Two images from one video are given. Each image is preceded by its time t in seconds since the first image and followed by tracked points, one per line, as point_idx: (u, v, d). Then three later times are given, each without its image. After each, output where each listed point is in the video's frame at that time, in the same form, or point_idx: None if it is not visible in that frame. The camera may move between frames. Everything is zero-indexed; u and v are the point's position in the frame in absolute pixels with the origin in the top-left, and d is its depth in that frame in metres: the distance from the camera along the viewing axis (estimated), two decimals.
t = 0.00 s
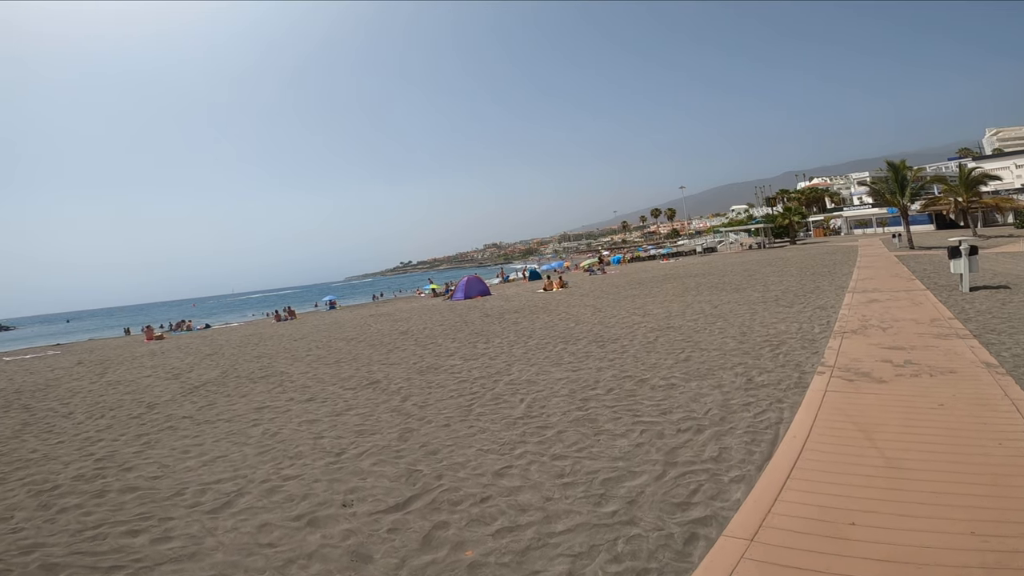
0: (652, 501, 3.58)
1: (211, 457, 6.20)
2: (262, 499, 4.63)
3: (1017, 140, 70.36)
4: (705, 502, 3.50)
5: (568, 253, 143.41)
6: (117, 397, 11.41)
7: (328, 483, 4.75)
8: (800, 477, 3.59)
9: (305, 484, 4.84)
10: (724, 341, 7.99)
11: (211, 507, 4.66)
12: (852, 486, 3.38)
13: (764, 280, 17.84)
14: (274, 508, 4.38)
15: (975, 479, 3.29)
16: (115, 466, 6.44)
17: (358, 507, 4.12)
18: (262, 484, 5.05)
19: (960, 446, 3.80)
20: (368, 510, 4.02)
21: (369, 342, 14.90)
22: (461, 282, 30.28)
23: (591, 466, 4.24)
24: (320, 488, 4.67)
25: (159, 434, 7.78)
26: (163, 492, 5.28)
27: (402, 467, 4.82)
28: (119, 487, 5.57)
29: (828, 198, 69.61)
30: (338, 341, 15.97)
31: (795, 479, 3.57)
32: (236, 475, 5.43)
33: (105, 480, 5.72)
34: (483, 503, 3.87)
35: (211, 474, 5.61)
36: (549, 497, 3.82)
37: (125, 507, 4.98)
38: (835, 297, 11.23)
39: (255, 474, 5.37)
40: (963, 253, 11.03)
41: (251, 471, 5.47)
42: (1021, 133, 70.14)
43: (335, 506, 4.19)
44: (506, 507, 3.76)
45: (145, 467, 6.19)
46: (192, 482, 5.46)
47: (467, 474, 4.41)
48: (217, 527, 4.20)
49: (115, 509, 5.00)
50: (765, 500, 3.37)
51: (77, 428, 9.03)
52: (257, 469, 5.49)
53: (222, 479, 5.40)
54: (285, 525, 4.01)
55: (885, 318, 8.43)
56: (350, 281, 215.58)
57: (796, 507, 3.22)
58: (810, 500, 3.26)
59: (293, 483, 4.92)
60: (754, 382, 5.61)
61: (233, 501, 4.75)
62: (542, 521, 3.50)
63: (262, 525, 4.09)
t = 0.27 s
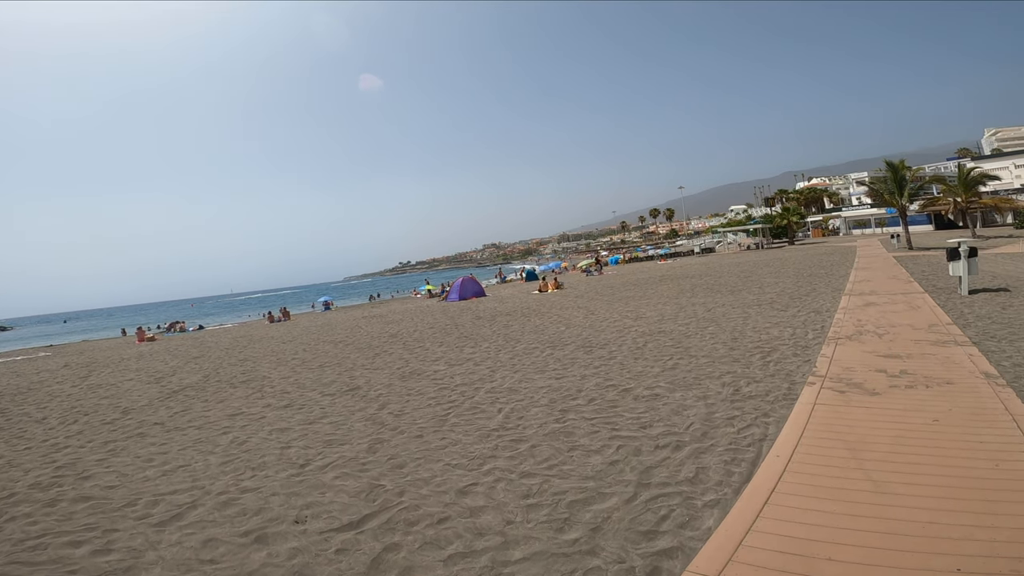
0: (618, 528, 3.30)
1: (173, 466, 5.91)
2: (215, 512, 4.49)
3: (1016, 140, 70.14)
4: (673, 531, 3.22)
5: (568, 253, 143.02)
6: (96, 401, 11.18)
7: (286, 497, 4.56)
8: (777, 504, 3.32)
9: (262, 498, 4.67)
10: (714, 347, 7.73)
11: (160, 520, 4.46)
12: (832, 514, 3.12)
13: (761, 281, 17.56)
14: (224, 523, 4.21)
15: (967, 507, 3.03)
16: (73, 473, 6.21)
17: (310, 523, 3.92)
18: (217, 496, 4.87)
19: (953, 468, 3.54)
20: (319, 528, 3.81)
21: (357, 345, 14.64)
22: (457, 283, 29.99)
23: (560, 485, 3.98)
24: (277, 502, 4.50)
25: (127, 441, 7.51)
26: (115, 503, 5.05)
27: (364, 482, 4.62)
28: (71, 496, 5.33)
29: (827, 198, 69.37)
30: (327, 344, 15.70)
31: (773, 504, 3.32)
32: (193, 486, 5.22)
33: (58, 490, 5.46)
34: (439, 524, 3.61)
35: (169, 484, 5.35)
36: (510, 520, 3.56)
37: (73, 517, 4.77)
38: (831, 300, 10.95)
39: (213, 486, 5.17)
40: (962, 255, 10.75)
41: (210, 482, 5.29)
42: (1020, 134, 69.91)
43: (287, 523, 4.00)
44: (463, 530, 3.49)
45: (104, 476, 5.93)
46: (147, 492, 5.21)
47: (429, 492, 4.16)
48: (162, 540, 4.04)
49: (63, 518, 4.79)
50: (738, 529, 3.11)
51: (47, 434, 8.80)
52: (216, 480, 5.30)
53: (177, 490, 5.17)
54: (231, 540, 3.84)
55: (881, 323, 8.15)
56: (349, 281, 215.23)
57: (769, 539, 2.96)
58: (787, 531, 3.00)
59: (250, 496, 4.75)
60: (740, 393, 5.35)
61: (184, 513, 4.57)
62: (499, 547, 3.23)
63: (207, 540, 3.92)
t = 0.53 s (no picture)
0: (590, 556, 3.01)
1: (135, 474, 5.80)
2: (167, 524, 4.33)
3: (1016, 140, 69.92)
4: (650, 559, 2.92)
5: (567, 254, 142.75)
6: (77, 405, 10.99)
7: (244, 509, 4.40)
8: (766, 529, 3.03)
9: (219, 509, 4.51)
10: (708, 352, 7.46)
11: (109, 530, 4.31)
12: (826, 541, 2.84)
13: (759, 283, 17.28)
14: (173, 536, 4.06)
15: (975, 533, 2.75)
16: (34, 479, 6.05)
17: (264, 539, 3.76)
18: (174, 507, 4.71)
19: (960, 487, 3.25)
20: (273, 544, 3.63)
21: (347, 348, 14.38)
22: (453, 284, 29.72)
23: (534, 503, 3.70)
24: (234, 513, 4.35)
25: (96, 446, 7.34)
26: (69, 511, 4.87)
27: (328, 495, 4.44)
28: (26, 503, 5.18)
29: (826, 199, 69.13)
30: (317, 347, 15.45)
31: (762, 529, 3.04)
32: (151, 495, 5.07)
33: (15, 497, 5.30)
34: (399, 546, 3.35)
35: (127, 493, 5.22)
36: (474, 542, 3.28)
37: (22, 525, 4.60)
38: (831, 302, 10.67)
39: (172, 496, 5.01)
40: (964, 256, 10.46)
41: (168, 492, 5.12)
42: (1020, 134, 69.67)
43: (240, 538, 3.84)
44: (423, 553, 3.23)
45: (65, 483, 5.77)
46: (102, 501, 5.04)
47: (394, 508, 3.92)
48: (106, 552, 3.92)
49: (12, 526, 4.61)
50: (722, 556, 2.84)
51: (19, 438, 8.59)
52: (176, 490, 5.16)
53: (133, 499, 5.01)
54: (177, 555, 3.68)
55: (882, 326, 7.87)
56: (348, 282, 214.94)
57: (752, 569, 2.68)
58: (775, 560, 2.72)
59: (207, 507, 4.59)
60: (733, 403, 5.08)
61: (136, 524, 4.42)
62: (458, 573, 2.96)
63: (151, 553, 3.77)
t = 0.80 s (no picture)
0: None
1: (94, 484, 5.68)
2: (115, 538, 4.22)
3: (1018, 140, 69.43)
4: None
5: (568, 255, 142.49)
6: (60, 409, 10.82)
7: (197, 525, 4.26)
8: (761, 562, 2.71)
9: (170, 524, 4.38)
10: (705, 357, 7.14)
11: (54, 544, 4.21)
12: None
13: (760, 284, 16.93)
14: (117, 551, 3.97)
15: (1000, 570, 2.41)
16: None
17: (212, 559, 3.61)
18: (125, 520, 4.58)
19: (981, 513, 2.90)
20: (220, 565, 3.47)
21: (338, 352, 14.11)
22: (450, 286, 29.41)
23: (507, 527, 3.39)
24: (185, 529, 4.23)
25: (63, 454, 7.21)
26: (17, 522, 4.76)
27: (286, 511, 4.26)
28: None
29: (828, 199, 68.68)
30: (308, 350, 15.19)
31: (757, 563, 2.71)
32: (105, 507, 4.95)
33: None
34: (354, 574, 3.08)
35: (81, 504, 5.11)
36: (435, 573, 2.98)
37: None
38: (835, 304, 10.31)
39: (126, 508, 4.89)
40: (973, 256, 10.08)
41: (122, 504, 5.00)
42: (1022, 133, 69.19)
43: (185, 556, 3.72)
44: None
45: (23, 492, 5.67)
46: (54, 513, 4.94)
47: (357, 528, 3.68)
48: (44, 566, 3.86)
49: None
50: None
51: None
52: (131, 502, 5.03)
53: (86, 511, 4.91)
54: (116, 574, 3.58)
55: (888, 330, 7.52)
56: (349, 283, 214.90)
57: None
58: None
59: (159, 521, 4.46)
60: (729, 416, 4.76)
61: (83, 538, 4.32)
62: None
63: (90, 570, 3.69)
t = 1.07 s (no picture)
0: None
1: (57, 492, 5.54)
2: (63, 550, 4.12)
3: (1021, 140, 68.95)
4: None
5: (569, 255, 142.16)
6: (41, 414, 10.67)
7: (149, 539, 4.17)
8: None
9: (122, 537, 4.27)
10: (698, 365, 6.87)
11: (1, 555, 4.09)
12: None
13: (759, 286, 16.64)
14: (63, 564, 3.88)
15: None
16: None
17: None
18: (79, 532, 4.46)
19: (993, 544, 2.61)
20: None
21: (329, 355, 13.89)
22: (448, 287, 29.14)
23: (472, 553, 3.14)
24: (135, 542, 4.16)
25: (31, 462, 7.08)
26: None
27: (243, 527, 4.13)
28: None
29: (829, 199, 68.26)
30: (300, 353, 14.97)
31: None
32: (61, 517, 4.82)
33: None
34: None
35: (39, 514, 4.97)
36: None
37: None
38: (837, 308, 9.98)
39: (82, 518, 4.77)
40: (978, 258, 9.78)
41: (79, 514, 4.88)
42: None
43: (130, 572, 3.65)
44: None
45: None
46: (10, 521, 4.81)
47: (314, 549, 3.55)
48: None
49: None
50: None
51: None
52: (89, 512, 4.91)
53: (42, 521, 4.77)
54: None
55: (891, 336, 7.21)
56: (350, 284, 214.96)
57: None
58: None
59: (111, 534, 4.34)
60: (719, 432, 4.50)
61: (31, 548, 4.21)
62: None
63: None
